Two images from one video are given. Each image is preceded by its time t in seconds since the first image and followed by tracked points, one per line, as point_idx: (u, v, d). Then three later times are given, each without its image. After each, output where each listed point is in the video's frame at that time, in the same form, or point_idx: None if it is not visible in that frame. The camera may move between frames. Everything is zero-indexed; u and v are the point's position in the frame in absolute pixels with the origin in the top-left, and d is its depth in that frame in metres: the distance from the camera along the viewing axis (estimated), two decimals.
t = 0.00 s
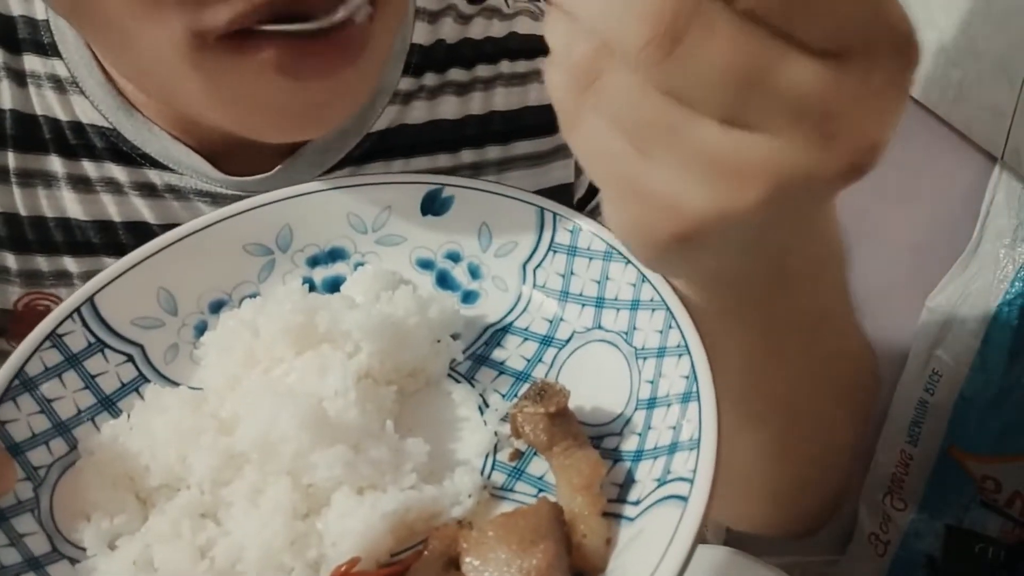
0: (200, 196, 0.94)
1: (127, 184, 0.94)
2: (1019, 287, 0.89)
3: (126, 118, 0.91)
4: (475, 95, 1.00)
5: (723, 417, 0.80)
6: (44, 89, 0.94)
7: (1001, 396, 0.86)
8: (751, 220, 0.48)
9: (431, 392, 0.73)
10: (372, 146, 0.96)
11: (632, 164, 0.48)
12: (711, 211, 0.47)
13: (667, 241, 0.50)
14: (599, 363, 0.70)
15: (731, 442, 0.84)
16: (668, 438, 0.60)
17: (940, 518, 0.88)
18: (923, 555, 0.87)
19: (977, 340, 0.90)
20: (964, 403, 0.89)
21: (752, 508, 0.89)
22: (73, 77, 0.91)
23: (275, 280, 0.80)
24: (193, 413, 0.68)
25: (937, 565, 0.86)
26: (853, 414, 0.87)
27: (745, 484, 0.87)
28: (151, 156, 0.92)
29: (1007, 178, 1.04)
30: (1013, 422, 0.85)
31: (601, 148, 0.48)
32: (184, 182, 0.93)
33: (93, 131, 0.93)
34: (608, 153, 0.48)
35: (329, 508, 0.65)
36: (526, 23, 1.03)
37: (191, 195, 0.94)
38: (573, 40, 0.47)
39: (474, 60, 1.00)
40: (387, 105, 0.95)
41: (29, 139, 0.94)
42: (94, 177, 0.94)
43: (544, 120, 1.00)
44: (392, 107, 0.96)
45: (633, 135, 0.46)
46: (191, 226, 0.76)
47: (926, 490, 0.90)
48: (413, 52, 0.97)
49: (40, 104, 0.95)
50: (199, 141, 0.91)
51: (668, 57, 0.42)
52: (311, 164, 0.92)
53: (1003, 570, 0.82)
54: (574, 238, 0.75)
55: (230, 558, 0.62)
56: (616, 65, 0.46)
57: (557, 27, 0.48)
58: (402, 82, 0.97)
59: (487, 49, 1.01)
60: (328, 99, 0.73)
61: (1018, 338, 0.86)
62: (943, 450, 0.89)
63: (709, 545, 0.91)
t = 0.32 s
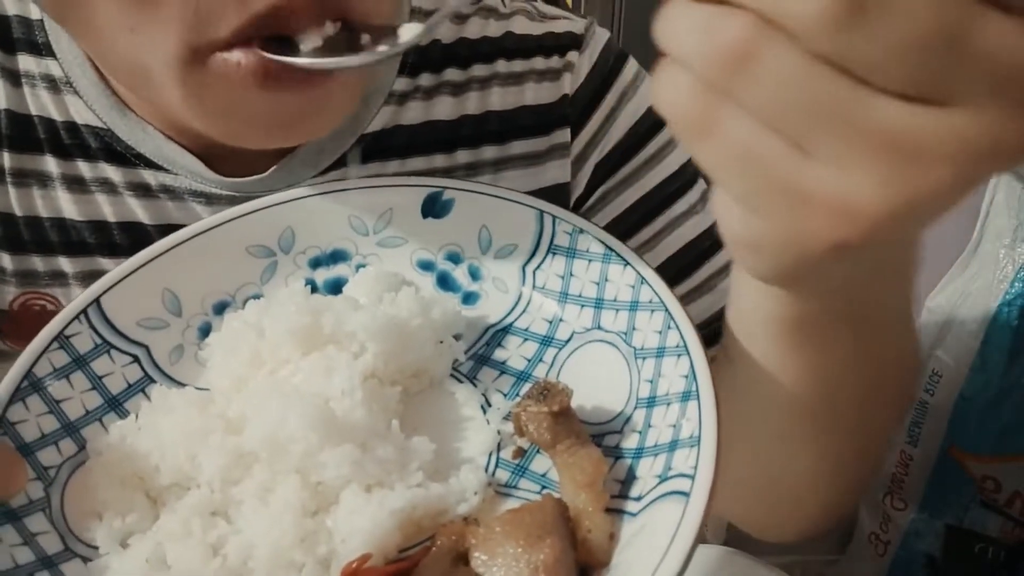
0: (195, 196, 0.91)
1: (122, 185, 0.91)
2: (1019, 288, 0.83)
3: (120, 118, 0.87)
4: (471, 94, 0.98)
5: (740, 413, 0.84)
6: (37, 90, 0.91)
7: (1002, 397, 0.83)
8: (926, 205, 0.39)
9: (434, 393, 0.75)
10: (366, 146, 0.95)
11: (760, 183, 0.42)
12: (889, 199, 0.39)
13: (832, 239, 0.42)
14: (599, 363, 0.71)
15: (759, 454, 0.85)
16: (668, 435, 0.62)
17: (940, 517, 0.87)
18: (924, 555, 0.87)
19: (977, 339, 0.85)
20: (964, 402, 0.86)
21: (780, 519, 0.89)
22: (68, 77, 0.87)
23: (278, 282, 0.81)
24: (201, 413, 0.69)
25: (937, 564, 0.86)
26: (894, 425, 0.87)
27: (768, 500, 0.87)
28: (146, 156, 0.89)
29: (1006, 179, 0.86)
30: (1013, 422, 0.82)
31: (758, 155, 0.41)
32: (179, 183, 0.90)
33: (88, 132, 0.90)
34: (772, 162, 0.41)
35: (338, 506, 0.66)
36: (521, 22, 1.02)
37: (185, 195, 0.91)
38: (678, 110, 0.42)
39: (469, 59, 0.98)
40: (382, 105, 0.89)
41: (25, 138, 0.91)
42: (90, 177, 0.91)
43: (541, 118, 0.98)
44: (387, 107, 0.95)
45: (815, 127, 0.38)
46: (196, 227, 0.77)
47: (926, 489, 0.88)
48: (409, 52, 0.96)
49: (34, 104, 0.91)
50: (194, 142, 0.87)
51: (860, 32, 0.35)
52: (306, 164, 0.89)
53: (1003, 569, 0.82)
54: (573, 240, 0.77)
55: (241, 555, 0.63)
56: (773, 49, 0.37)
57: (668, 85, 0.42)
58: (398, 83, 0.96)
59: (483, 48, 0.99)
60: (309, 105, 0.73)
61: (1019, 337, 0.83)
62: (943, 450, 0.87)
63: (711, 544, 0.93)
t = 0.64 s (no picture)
0: (192, 201, 0.90)
1: (119, 191, 0.90)
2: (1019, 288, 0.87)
3: (117, 123, 0.87)
4: (474, 101, 0.97)
5: (752, 428, 0.85)
6: (34, 94, 0.90)
7: (1002, 397, 0.88)
8: (992, 249, 0.45)
9: (433, 401, 0.74)
10: (367, 154, 0.94)
11: (825, 227, 0.47)
12: (954, 247, 0.44)
13: (902, 283, 0.47)
14: (598, 372, 0.71)
15: (767, 468, 0.86)
16: (669, 447, 0.62)
17: (940, 518, 0.92)
18: (924, 556, 0.93)
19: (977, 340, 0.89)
20: (964, 402, 0.90)
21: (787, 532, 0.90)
22: (65, 81, 0.87)
23: (278, 288, 0.80)
24: (200, 422, 0.69)
25: (937, 564, 0.92)
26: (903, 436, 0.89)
27: (776, 514, 0.88)
28: (144, 161, 0.88)
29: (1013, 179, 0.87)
30: (1013, 423, 0.87)
31: (823, 201, 0.46)
32: (177, 188, 0.89)
33: (85, 136, 0.89)
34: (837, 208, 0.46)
35: (337, 516, 0.66)
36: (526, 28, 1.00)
37: (184, 200, 0.90)
38: (741, 151, 0.46)
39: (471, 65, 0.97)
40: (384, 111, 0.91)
41: (23, 144, 0.91)
42: (87, 183, 0.90)
43: (545, 126, 0.98)
44: (389, 114, 0.94)
45: (886, 178, 0.43)
46: (196, 233, 0.77)
47: (926, 490, 0.94)
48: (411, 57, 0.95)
49: (31, 108, 0.90)
50: (193, 146, 0.87)
51: (935, 98, 0.38)
52: (308, 170, 0.89)
53: (1003, 569, 0.87)
54: (574, 248, 0.76)
55: (240, 566, 0.63)
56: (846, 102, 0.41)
57: (725, 122, 0.46)
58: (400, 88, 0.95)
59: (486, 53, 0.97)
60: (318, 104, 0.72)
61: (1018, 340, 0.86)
62: (943, 452, 0.92)
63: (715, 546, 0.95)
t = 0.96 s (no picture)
0: (192, 211, 0.88)
1: (117, 200, 0.89)
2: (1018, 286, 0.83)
3: (115, 132, 0.86)
4: (481, 112, 0.95)
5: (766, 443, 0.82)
6: (31, 100, 0.89)
7: (1002, 397, 0.85)
8: None
9: (433, 427, 0.72)
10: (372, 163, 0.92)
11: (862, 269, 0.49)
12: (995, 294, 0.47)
13: (946, 327, 0.49)
14: (602, 400, 0.69)
15: (773, 491, 0.84)
16: (673, 486, 0.61)
17: (940, 518, 0.89)
18: (923, 556, 0.90)
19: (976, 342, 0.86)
20: (964, 403, 0.87)
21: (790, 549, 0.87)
22: (61, 87, 0.86)
23: (277, 308, 0.78)
24: (196, 451, 0.68)
25: (937, 564, 0.89)
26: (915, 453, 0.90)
27: (778, 533, 0.86)
28: (142, 170, 0.87)
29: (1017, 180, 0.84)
30: (1013, 423, 0.84)
31: (866, 246, 0.48)
32: (176, 198, 0.88)
33: (83, 145, 0.88)
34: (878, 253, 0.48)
35: (331, 552, 0.65)
36: (535, 37, 0.98)
37: (183, 210, 0.88)
38: (782, 194, 0.48)
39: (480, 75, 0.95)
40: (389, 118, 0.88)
41: (18, 151, 0.89)
42: (84, 192, 0.89)
43: (553, 138, 0.96)
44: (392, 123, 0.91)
45: (933, 227, 0.45)
46: (200, 249, 0.76)
47: (925, 490, 0.90)
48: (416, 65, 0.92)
49: (28, 115, 0.89)
50: (194, 157, 0.86)
51: (985, 153, 0.42)
52: (310, 180, 0.87)
53: (1003, 570, 0.84)
54: (580, 272, 0.74)
55: None
56: (901, 154, 0.44)
57: (762, 166, 0.49)
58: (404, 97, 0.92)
59: (493, 62, 0.95)
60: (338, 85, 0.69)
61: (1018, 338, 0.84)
62: (943, 452, 0.88)
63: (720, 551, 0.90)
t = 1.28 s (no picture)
0: (191, 216, 0.88)
1: (115, 204, 0.89)
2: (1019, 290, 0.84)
3: (112, 135, 0.85)
4: (485, 117, 0.94)
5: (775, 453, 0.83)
6: (28, 104, 0.89)
7: (1002, 397, 0.85)
8: None
9: (435, 425, 0.73)
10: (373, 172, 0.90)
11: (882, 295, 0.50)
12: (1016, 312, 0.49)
13: (969, 351, 0.51)
14: (602, 397, 0.69)
15: (775, 490, 0.84)
16: (674, 481, 0.61)
17: (940, 517, 0.89)
18: (924, 555, 0.90)
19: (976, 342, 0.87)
20: (963, 403, 0.88)
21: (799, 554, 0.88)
22: (59, 90, 0.86)
23: (276, 306, 0.78)
24: (196, 450, 0.68)
25: (937, 564, 0.89)
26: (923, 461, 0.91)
27: (780, 531, 0.86)
28: (140, 174, 0.87)
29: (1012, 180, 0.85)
30: (1014, 423, 0.85)
31: (888, 276, 0.50)
32: (175, 203, 0.88)
33: (80, 149, 0.88)
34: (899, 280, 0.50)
35: (334, 549, 0.66)
36: (538, 42, 0.98)
37: (182, 215, 0.88)
38: (802, 232, 0.51)
39: (483, 80, 0.95)
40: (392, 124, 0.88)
41: (14, 154, 0.89)
42: (82, 196, 0.89)
43: (561, 145, 0.96)
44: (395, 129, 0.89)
45: (953, 255, 0.48)
46: (193, 250, 0.74)
47: (926, 488, 0.90)
48: (419, 71, 0.91)
49: (25, 118, 0.89)
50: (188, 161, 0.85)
51: (1000, 183, 0.44)
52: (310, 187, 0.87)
53: (1004, 570, 0.84)
54: (578, 268, 0.74)
55: None
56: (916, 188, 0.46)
57: (780, 205, 0.51)
58: (407, 102, 0.90)
59: (496, 68, 0.96)
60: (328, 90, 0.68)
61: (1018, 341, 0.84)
62: (943, 452, 0.89)
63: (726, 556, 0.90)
